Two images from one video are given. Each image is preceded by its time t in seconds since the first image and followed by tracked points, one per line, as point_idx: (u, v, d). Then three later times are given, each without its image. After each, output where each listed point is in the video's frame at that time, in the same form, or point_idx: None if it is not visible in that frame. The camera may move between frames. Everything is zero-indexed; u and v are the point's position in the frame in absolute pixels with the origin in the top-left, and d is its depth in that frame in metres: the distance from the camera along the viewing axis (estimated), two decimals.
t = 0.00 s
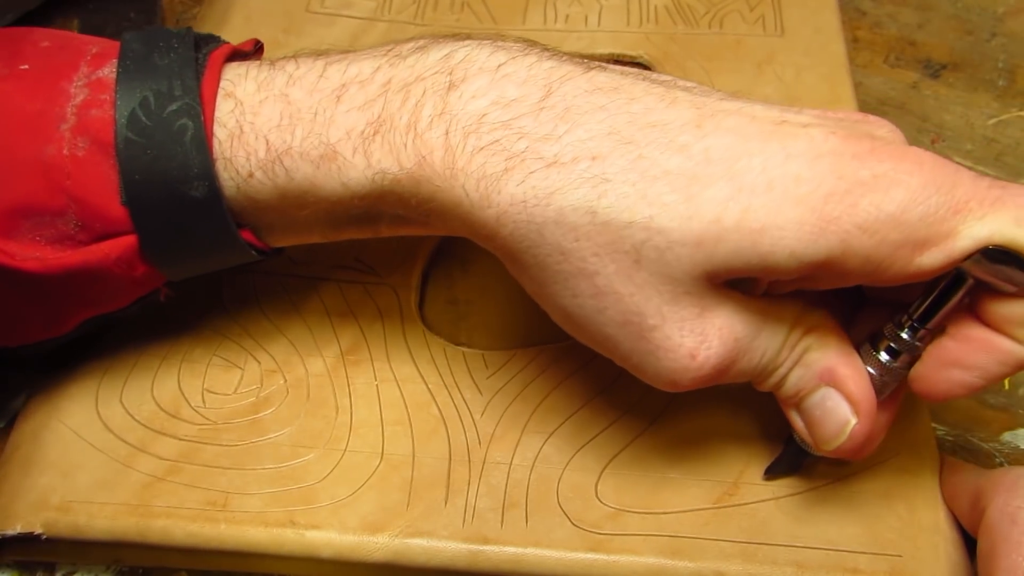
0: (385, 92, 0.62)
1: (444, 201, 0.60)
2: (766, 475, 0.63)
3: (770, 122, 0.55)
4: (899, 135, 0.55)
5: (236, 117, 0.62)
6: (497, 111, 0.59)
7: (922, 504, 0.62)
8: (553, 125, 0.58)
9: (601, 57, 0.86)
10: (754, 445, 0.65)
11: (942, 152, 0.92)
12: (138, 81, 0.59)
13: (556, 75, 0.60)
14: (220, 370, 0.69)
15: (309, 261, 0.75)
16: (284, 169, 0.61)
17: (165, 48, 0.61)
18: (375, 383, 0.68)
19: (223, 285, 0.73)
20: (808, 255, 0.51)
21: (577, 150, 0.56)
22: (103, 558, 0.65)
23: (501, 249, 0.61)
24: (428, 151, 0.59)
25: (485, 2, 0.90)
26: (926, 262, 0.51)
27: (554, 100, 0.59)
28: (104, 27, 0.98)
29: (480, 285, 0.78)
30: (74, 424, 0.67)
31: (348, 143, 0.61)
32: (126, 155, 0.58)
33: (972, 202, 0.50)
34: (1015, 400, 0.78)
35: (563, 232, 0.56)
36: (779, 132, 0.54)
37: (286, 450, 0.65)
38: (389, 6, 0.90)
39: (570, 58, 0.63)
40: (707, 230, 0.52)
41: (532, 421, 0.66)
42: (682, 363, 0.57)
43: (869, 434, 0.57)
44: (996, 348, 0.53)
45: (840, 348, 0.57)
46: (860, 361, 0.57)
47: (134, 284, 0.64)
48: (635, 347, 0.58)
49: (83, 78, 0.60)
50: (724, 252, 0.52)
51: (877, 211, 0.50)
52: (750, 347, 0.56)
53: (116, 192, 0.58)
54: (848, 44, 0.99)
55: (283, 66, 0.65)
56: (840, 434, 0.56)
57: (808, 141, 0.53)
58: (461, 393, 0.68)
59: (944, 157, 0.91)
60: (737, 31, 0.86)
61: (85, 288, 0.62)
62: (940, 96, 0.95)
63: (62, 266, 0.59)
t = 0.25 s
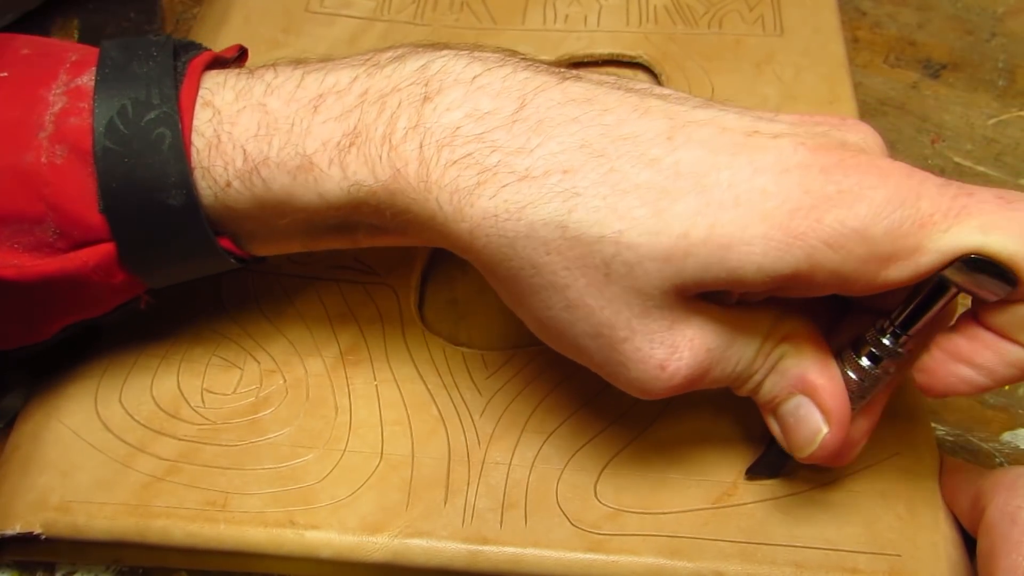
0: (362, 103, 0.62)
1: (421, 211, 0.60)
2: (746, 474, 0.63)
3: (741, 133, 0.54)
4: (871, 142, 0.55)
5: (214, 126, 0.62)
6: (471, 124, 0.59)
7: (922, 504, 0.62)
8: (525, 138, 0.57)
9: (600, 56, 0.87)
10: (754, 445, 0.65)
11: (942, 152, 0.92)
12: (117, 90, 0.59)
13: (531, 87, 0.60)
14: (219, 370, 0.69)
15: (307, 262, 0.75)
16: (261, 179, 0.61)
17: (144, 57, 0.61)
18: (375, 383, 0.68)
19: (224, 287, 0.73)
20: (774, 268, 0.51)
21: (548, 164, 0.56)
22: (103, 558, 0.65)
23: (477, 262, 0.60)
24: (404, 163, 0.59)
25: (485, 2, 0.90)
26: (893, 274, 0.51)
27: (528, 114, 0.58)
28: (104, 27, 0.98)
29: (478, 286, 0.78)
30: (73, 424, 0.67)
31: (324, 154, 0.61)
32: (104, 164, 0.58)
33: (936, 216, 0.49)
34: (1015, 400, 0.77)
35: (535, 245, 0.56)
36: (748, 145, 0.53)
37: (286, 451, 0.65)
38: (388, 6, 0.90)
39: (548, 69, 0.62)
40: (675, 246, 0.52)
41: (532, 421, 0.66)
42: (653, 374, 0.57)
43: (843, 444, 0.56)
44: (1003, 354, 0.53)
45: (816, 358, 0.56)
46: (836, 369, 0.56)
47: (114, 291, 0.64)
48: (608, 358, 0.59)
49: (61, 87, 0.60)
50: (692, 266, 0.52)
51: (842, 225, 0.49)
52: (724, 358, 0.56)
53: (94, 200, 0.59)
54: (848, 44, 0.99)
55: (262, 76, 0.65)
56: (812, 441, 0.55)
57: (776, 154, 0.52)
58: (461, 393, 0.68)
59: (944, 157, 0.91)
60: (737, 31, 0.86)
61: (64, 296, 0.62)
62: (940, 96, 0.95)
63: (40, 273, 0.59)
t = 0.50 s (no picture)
0: (346, 111, 0.62)
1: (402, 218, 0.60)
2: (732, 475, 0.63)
3: (715, 128, 0.55)
4: (846, 130, 0.55)
5: (199, 132, 0.63)
6: (451, 131, 0.59)
7: (922, 504, 0.62)
8: (504, 144, 0.57)
9: (600, 56, 0.86)
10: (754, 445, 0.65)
11: (942, 152, 0.92)
12: (104, 96, 0.60)
13: (511, 93, 0.60)
14: (219, 370, 0.69)
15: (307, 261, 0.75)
16: (246, 185, 0.62)
17: (131, 64, 0.62)
18: (375, 383, 0.68)
19: (225, 289, 0.73)
20: (748, 262, 0.51)
21: (526, 168, 0.56)
22: (103, 558, 0.65)
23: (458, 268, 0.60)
24: (385, 172, 0.59)
25: (484, 2, 0.90)
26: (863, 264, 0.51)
27: (507, 120, 0.58)
28: (104, 27, 0.98)
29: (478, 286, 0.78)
30: (73, 424, 0.67)
31: (308, 162, 0.61)
32: (90, 170, 0.58)
33: (908, 205, 0.49)
34: (1014, 401, 0.77)
35: (514, 251, 0.55)
36: (721, 140, 0.54)
37: (286, 451, 0.65)
38: (387, 6, 0.90)
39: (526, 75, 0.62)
40: (652, 246, 0.52)
41: (531, 422, 0.66)
42: (633, 375, 0.57)
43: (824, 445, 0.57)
44: (1001, 333, 0.52)
45: (796, 358, 0.56)
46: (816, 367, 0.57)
47: (102, 296, 0.64)
48: (586, 360, 0.59)
49: (49, 92, 0.60)
50: (668, 265, 0.52)
51: (814, 216, 0.50)
52: (704, 359, 0.56)
53: (80, 205, 0.59)
54: (848, 44, 0.99)
55: (248, 83, 0.66)
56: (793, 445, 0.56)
57: (749, 147, 0.53)
58: (460, 393, 0.68)
59: (944, 157, 0.91)
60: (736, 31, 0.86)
61: (50, 300, 0.62)
62: (940, 96, 0.95)
63: (24, 277, 0.59)
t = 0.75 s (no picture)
0: (328, 126, 0.62)
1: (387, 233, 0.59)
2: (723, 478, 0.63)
3: (689, 125, 0.55)
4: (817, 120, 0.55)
5: (184, 146, 0.63)
6: (430, 145, 0.59)
7: (921, 504, 0.62)
8: (483, 158, 0.57)
9: (599, 56, 0.86)
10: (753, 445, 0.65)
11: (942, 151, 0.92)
12: (89, 109, 0.60)
13: (490, 105, 0.60)
14: (219, 370, 0.69)
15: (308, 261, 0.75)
16: (230, 200, 0.62)
17: (117, 77, 0.62)
18: (374, 383, 0.68)
19: (226, 293, 0.73)
20: (728, 259, 0.51)
21: (505, 179, 0.56)
22: (103, 558, 0.65)
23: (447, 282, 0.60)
24: (368, 187, 0.59)
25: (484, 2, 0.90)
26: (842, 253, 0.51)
27: (486, 132, 0.58)
28: (104, 27, 0.98)
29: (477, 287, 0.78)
30: (72, 424, 0.67)
31: (292, 176, 0.61)
32: (74, 183, 0.59)
33: (884, 189, 0.49)
34: (1014, 401, 0.77)
35: (497, 263, 0.55)
36: (697, 136, 0.54)
37: (286, 451, 0.65)
38: (387, 6, 0.90)
39: (505, 87, 0.63)
40: (634, 249, 0.52)
41: (530, 422, 0.66)
42: (621, 380, 0.57)
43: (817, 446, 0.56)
44: (983, 316, 0.52)
45: (786, 358, 0.56)
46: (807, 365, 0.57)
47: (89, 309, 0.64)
48: (574, 368, 0.59)
49: (34, 105, 0.61)
50: (650, 267, 0.52)
51: (791, 207, 0.50)
52: (692, 362, 0.56)
53: (65, 217, 0.59)
54: (848, 44, 0.99)
55: (231, 98, 0.66)
56: (784, 446, 0.56)
57: (723, 142, 0.53)
58: (458, 393, 0.68)
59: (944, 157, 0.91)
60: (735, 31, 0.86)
61: (36, 311, 0.63)
62: (940, 96, 0.95)
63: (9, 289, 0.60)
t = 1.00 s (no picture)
0: (308, 134, 0.62)
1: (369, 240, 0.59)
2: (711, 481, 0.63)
3: (670, 132, 0.55)
4: (802, 125, 0.55)
5: (165, 153, 0.63)
6: (411, 153, 0.58)
7: (920, 503, 0.62)
8: (464, 164, 0.57)
9: (599, 56, 0.86)
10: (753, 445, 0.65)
11: (942, 151, 0.91)
12: (70, 117, 0.60)
13: (471, 111, 0.60)
14: (218, 370, 0.69)
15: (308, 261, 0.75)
16: (211, 207, 0.62)
17: (99, 84, 0.62)
18: (372, 384, 0.68)
19: (225, 295, 0.73)
20: (710, 266, 0.51)
21: (486, 187, 0.55)
22: (103, 559, 0.65)
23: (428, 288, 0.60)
24: (350, 196, 0.59)
25: (483, 2, 0.90)
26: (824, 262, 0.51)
27: (466, 139, 0.58)
28: (105, 27, 0.98)
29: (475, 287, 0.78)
30: (71, 424, 0.67)
31: (271, 184, 0.61)
32: (55, 191, 0.59)
33: (865, 201, 0.49)
34: (1014, 401, 0.77)
35: (479, 271, 0.55)
36: (677, 143, 0.54)
37: (285, 451, 0.65)
38: (387, 6, 0.91)
39: (486, 93, 0.62)
40: (614, 256, 0.52)
41: (529, 423, 0.66)
42: (603, 385, 0.57)
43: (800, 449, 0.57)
44: (949, 332, 0.51)
45: (770, 361, 0.56)
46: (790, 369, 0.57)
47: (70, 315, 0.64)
48: (557, 374, 0.59)
49: (15, 111, 0.61)
50: (631, 274, 0.52)
51: (772, 215, 0.50)
52: (675, 366, 0.56)
53: (46, 225, 0.60)
54: (848, 44, 0.99)
55: (214, 104, 0.66)
56: (768, 448, 0.56)
57: (704, 149, 0.53)
58: (456, 394, 0.68)
59: (944, 157, 0.91)
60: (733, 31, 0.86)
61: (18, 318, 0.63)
62: (939, 96, 0.95)
63: None
